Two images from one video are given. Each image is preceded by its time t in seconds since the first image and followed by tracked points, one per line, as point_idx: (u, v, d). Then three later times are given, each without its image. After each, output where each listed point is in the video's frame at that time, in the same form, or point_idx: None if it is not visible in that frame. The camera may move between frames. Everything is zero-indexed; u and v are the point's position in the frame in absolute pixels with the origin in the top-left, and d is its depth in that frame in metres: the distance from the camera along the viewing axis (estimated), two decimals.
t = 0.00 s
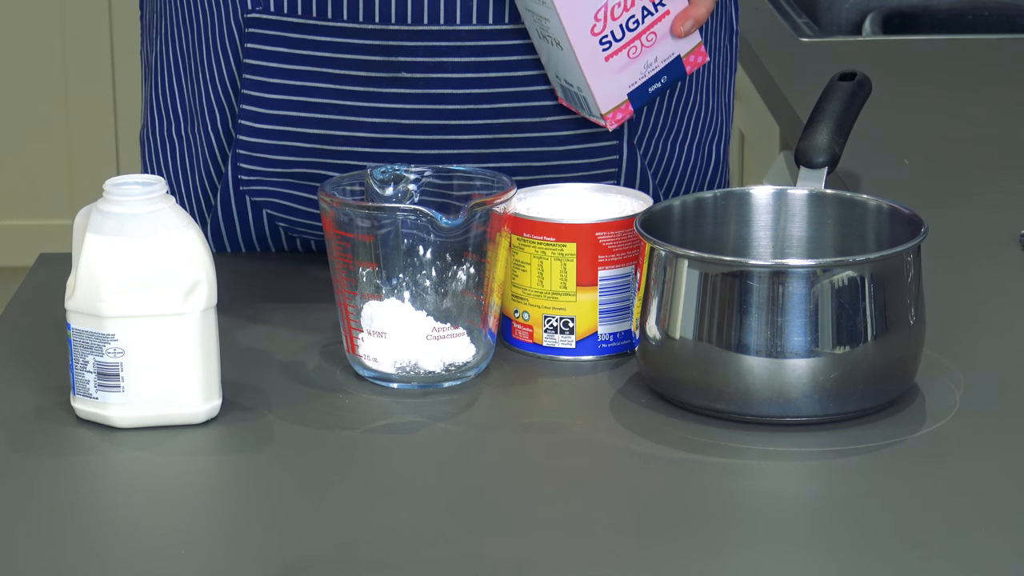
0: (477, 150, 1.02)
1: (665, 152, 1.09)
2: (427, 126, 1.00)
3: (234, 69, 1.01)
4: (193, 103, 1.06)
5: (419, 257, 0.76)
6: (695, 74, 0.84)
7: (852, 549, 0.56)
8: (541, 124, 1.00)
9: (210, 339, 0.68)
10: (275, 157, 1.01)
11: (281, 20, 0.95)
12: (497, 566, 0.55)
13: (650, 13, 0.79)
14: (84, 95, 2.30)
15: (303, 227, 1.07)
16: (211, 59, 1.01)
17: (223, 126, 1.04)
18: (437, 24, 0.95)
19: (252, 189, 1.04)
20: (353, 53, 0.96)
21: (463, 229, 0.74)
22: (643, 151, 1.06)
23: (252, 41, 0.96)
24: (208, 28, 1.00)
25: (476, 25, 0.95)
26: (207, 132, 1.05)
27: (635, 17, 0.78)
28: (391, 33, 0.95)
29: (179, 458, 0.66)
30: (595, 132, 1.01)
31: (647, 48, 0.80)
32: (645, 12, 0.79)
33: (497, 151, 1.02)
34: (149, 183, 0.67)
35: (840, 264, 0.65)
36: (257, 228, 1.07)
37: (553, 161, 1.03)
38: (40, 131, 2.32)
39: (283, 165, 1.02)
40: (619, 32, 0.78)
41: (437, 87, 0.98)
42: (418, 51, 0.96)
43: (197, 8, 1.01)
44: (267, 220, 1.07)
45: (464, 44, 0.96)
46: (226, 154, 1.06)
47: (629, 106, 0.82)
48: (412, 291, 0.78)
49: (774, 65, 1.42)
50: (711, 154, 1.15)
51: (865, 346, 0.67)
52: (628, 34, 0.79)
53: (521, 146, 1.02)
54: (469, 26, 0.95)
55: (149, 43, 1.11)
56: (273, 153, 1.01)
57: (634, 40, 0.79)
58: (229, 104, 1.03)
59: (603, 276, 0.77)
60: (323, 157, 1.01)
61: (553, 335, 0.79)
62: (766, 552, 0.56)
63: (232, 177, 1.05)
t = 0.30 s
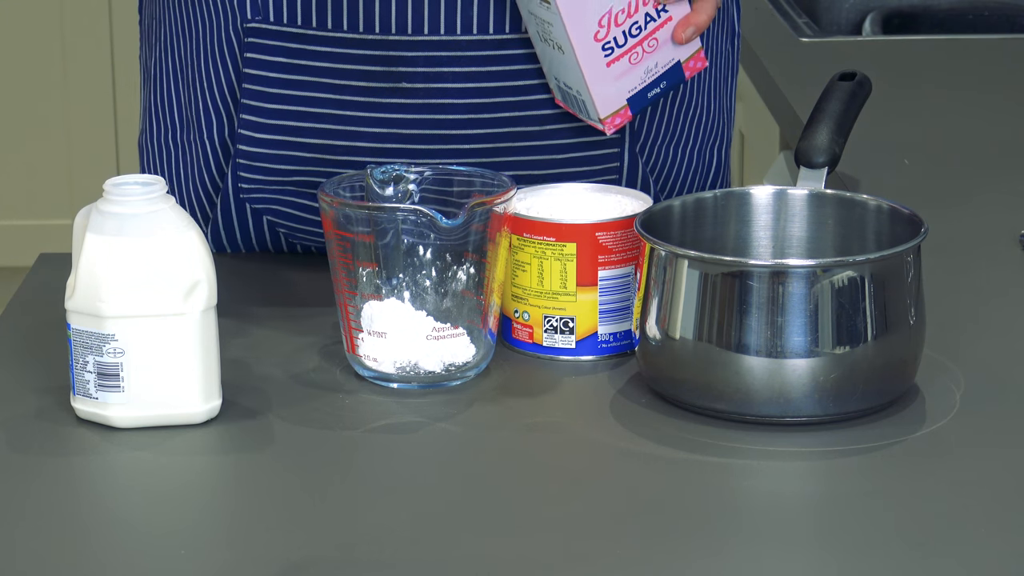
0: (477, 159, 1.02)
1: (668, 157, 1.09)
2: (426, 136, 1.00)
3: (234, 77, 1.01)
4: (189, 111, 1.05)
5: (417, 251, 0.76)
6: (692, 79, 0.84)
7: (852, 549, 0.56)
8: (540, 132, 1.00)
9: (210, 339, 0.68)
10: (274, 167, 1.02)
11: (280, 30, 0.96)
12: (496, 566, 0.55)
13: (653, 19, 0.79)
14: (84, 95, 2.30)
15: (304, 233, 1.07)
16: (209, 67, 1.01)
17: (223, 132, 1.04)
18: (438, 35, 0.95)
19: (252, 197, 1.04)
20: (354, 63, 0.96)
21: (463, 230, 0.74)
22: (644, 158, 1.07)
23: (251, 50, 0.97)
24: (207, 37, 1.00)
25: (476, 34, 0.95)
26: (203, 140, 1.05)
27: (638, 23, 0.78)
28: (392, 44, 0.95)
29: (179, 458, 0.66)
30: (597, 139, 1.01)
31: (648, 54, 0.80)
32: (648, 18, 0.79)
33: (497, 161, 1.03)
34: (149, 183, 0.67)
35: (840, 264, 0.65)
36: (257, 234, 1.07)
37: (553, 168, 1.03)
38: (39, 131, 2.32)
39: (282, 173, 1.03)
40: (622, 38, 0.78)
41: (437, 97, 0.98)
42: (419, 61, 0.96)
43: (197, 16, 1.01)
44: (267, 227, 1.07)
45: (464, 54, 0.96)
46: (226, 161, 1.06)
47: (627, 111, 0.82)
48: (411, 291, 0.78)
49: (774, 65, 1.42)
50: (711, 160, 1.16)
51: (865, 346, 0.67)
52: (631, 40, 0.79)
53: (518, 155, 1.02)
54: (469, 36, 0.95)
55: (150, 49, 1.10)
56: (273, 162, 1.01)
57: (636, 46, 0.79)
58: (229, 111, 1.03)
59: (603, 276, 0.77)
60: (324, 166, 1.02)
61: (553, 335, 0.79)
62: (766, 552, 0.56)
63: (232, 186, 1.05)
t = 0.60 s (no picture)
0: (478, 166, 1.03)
1: (669, 160, 1.09)
2: (427, 145, 1.01)
3: (234, 87, 1.01)
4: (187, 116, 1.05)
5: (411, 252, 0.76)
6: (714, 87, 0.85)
7: (852, 549, 0.56)
8: (542, 140, 1.01)
9: (210, 339, 0.68)
10: (275, 176, 1.02)
11: (279, 39, 0.96)
12: (496, 566, 0.55)
13: (679, 33, 0.79)
14: (83, 95, 2.30)
15: (304, 241, 1.05)
16: (208, 76, 1.01)
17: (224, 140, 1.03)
18: (438, 44, 0.97)
19: (251, 206, 1.04)
20: (354, 73, 0.97)
21: (463, 229, 0.74)
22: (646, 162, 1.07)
23: (251, 60, 0.97)
24: (207, 46, 1.00)
25: (476, 44, 0.97)
26: (199, 148, 1.04)
27: (664, 38, 0.79)
28: (391, 53, 0.97)
29: (178, 458, 0.66)
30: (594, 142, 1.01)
31: (674, 67, 0.81)
32: (674, 33, 0.79)
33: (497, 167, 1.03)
34: (149, 183, 0.67)
35: (840, 264, 0.65)
36: (258, 242, 1.06)
37: (554, 175, 1.04)
38: (39, 131, 2.32)
39: (283, 182, 1.02)
40: (649, 53, 0.79)
41: (437, 106, 0.99)
42: (418, 71, 0.97)
43: (199, 27, 1.01)
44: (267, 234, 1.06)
45: (464, 64, 0.97)
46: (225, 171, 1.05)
47: (652, 123, 0.84)
48: (412, 291, 0.77)
49: (774, 65, 1.41)
50: (711, 159, 1.16)
51: (865, 346, 0.67)
52: (657, 55, 0.79)
53: (521, 163, 1.03)
54: (468, 45, 0.97)
55: (149, 52, 1.10)
56: (273, 172, 1.01)
57: (662, 60, 0.80)
58: (227, 117, 1.02)
59: (603, 276, 0.77)
60: (323, 175, 1.01)
61: (553, 335, 0.79)
62: (766, 553, 0.56)
63: (231, 195, 1.05)
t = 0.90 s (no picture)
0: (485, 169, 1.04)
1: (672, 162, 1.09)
2: (431, 150, 1.02)
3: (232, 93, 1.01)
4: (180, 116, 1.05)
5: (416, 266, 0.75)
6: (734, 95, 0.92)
7: (852, 549, 0.56)
8: (546, 145, 1.02)
9: (210, 339, 0.68)
10: (277, 182, 1.03)
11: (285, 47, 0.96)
12: (497, 566, 0.55)
13: (705, 48, 0.85)
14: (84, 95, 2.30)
15: (304, 241, 1.07)
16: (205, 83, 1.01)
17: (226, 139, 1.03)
18: (442, 50, 0.96)
19: (254, 211, 1.06)
20: (359, 81, 0.98)
21: (463, 230, 0.74)
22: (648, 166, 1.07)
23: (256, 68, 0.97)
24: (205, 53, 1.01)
25: (481, 50, 0.96)
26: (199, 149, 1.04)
27: (692, 53, 0.84)
28: (394, 60, 0.96)
29: (178, 458, 0.66)
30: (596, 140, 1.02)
31: (701, 79, 0.86)
32: (701, 47, 0.85)
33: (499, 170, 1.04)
34: (149, 183, 0.67)
35: (840, 264, 0.65)
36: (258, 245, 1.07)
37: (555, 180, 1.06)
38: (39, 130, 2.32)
39: (283, 188, 1.04)
40: (679, 67, 0.84)
41: (442, 113, 0.99)
42: (423, 78, 0.97)
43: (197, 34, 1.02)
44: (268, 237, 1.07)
45: (468, 70, 0.97)
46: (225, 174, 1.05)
47: (681, 134, 0.89)
48: (411, 291, 0.76)
49: (774, 65, 1.41)
50: (708, 156, 1.16)
51: (865, 346, 0.67)
52: (686, 69, 0.84)
53: (522, 166, 1.04)
54: (474, 51, 0.96)
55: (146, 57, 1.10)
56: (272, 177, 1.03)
57: (690, 73, 0.85)
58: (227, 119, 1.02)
59: (603, 276, 0.77)
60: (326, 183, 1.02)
61: (553, 335, 0.79)
62: (766, 553, 0.56)
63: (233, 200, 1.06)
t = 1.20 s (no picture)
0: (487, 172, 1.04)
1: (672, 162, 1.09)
2: (432, 153, 1.02)
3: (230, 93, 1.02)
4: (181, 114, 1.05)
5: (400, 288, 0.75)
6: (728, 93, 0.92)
7: (853, 548, 0.56)
8: (547, 147, 1.02)
9: (210, 339, 0.68)
10: (280, 185, 1.03)
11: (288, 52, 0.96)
12: (497, 566, 0.55)
13: (701, 45, 0.85)
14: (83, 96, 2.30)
15: (305, 243, 1.08)
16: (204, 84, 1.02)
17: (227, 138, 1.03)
18: (443, 53, 0.96)
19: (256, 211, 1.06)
20: (359, 85, 0.98)
21: (462, 228, 0.74)
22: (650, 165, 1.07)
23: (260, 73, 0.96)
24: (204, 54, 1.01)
25: (482, 53, 0.96)
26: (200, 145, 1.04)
27: (688, 51, 0.84)
28: (396, 63, 0.96)
29: (179, 458, 0.66)
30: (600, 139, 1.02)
31: (696, 77, 0.86)
32: (697, 45, 0.85)
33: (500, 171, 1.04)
34: (149, 183, 0.67)
35: (840, 264, 0.65)
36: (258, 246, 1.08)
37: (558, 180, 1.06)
38: (39, 129, 2.32)
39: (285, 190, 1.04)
40: (675, 65, 0.84)
41: (443, 115, 0.99)
42: (424, 81, 0.97)
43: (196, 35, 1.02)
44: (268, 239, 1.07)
45: (470, 73, 0.97)
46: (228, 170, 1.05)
47: (675, 132, 0.89)
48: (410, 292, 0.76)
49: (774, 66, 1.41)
50: (706, 155, 1.16)
51: (865, 346, 0.67)
52: (682, 66, 0.84)
53: (524, 167, 1.04)
54: (475, 54, 0.96)
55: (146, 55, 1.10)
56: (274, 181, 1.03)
57: (686, 71, 0.85)
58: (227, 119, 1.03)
59: (603, 276, 0.77)
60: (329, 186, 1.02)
61: (553, 335, 0.79)
62: (767, 553, 0.56)
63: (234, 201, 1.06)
